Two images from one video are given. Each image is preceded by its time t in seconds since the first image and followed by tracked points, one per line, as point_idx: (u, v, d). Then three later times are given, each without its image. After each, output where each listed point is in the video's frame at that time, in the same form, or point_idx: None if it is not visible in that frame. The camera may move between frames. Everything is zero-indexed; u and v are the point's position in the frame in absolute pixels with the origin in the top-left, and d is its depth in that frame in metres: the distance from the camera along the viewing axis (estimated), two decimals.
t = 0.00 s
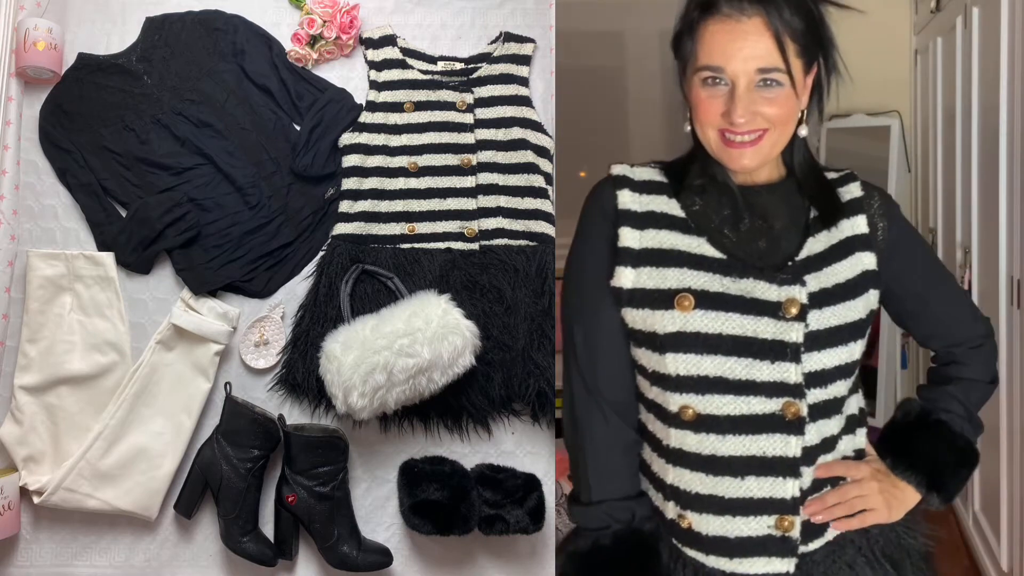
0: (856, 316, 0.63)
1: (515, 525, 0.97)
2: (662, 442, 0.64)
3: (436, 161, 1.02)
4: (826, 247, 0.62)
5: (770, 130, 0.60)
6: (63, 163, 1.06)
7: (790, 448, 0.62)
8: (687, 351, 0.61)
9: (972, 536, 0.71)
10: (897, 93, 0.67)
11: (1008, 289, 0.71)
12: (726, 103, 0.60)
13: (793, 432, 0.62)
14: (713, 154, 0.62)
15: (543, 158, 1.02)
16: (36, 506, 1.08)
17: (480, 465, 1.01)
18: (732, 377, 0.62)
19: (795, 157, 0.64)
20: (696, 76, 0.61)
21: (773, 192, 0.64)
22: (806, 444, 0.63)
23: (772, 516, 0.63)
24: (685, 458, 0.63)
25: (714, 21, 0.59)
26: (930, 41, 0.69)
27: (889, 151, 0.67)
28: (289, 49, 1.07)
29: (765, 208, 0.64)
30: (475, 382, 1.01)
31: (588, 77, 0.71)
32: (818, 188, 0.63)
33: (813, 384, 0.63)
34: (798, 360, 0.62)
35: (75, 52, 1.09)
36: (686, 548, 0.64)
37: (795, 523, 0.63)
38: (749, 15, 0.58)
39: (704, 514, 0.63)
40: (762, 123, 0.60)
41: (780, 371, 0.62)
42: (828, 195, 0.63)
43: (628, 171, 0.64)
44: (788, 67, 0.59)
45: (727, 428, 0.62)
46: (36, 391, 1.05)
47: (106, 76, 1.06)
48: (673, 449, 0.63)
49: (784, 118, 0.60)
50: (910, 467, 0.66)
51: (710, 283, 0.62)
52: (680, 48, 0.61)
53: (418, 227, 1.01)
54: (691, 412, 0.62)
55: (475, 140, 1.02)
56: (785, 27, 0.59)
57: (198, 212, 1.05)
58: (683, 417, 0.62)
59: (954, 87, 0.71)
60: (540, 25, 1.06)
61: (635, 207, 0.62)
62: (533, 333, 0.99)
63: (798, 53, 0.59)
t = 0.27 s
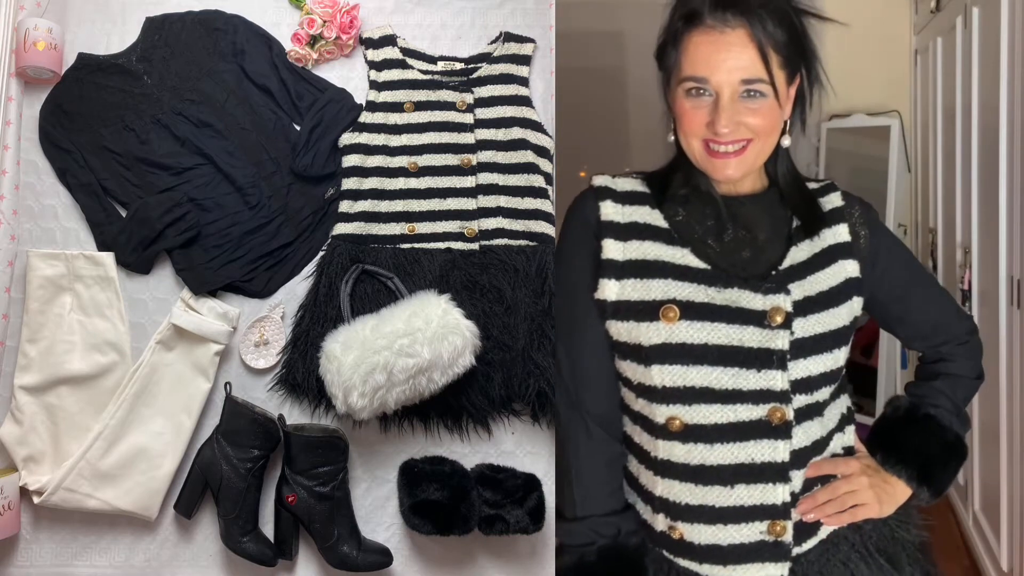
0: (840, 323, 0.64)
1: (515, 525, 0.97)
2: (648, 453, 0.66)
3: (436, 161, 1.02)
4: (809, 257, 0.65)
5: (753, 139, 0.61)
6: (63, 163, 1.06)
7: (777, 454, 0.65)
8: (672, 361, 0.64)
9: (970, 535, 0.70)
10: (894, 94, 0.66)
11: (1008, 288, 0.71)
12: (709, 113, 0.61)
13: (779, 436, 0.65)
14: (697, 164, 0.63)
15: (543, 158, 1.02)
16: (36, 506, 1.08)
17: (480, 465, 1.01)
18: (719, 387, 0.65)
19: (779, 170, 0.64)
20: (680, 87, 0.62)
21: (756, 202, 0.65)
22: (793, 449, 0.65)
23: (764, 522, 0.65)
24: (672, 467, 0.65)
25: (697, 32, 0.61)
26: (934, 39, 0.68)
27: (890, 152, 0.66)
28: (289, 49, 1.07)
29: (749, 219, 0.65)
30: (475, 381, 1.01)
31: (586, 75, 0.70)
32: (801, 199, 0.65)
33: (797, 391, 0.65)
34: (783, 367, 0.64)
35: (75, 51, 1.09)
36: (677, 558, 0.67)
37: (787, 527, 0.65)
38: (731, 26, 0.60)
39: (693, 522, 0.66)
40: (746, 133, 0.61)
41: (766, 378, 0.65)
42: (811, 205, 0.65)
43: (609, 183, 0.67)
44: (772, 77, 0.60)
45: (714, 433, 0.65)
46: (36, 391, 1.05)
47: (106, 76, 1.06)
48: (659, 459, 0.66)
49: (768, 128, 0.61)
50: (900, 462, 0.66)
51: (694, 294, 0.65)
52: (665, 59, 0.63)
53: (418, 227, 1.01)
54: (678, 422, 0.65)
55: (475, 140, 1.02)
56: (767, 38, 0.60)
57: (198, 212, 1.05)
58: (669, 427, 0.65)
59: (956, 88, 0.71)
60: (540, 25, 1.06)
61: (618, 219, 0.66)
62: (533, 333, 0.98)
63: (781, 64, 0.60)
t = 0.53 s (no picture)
0: (847, 321, 0.64)
1: (515, 525, 0.97)
2: (658, 452, 0.67)
3: (436, 161, 1.02)
4: (817, 255, 0.64)
5: (762, 129, 0.62)
6: (63, 163, 1.06)
7: (784, 455, 0.65)
8: (678, 364, 0.65)
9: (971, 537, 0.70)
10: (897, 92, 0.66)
11: (1007, 288, 0.71)
12: (717, 102, 0.63)
13: (787, 438, 0.64)
14: (705, 155, 0.64)
15: (543, 158, 1.02)
16: (36, 506, 1.08)
17: (480, 465, 1.01)
18: (723, 389, 0.65)
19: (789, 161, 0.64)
20: (688, 77, 0.64)
21: (764, 199, 0.65)
22: (800, 450, 0.65)
23: (771, 524, 0.66)
24: (681, 467, 0.66)
25: (704, 22, 0.63)
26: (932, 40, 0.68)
27: (890, 152, 0.66)
28: (289, 49, 1.07)
29: (757, 217, 0.65)
30: (475, 382, 1.01)
31: (587, 77, 0.71)
32: (812, 195, 0.64)
33: (803, 392, 0.64)
34: (788, 368, 0.64)
35: (75, 51, 1.09)
36: (685, 557, 0.67)
37: (795, 530, 0.65)
38: (738, 15, 0.62)
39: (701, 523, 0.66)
40: (754, 122, 0.62)
41: (771, 380, 0.64)
42: (820, 202, 0.64)
43: (617, 185, 0.66)
44: (778, 65, 0.62)
45: (722, 433, 0.65)
46: (36, 391, 1.05)
47: (106, 76, 1.06)
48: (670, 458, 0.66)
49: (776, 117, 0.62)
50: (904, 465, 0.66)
51: (698, 297, 0.65)
52: (673, 52, 0.64)
53: (418, 227, 1.01)
54: (685, 422, 0.65)
55: (475, 140, 1.02)
56: (775, 27, 0.61)
57: (198, 212, 1.05)
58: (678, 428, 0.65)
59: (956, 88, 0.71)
60: (540, 25, 1.06)
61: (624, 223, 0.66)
62: (533, 333, 0.98)
63: (788, 54, 0.62)
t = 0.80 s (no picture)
0: (876, 315, 0.63)
1: (515, 525, 0.97)
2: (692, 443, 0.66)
3: (436, 161, 1.02)
4: (847, 246, 0.64)
5: (790, 106, 0.62)
6: (62, 163, 1.06)
7: (811, 451, 0.64)
8: (701, 359, 0.64)
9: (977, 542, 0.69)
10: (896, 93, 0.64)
11: (1008, 288, 0.71)
12: (744, 79, 0.62)
13: (812, 434, 0.64)
14: (733, 136, 0.63)
15: (543, 158, 1.02)
16: (36, 506, 1.08)
17: (481, 465, 1.01)
18: (746, 383, 0.64)
19: (818, 142, 0.63)
20: (716, 55, 0.64)
21: (795, 188, 0.64)
22: (827, 446, 0.64)
23: (798, 516, 0.65)
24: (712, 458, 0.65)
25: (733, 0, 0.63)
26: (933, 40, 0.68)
27: (890, 150, 0.65)
28: (289, 49, 1.07)
29: (783, 207, 0.65)
30: (475, 382, 1.01)
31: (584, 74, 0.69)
32: (842, 182, 0.63)
33: (829, 388, 0.64)
34: (810, 363, 0.63)
35: (75, 52, 1.09)
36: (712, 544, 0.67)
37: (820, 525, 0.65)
38: None
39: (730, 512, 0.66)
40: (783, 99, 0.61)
41: (793, 374, 0.64)
42: (854, 192, 0.64)
43: (649, 185, 0.66)
44: (807, 41, 0.62)
45: (748, 427, 0.65)
46: (36, 391, 1.05)
47: (106, 76, 1.06)
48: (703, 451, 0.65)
49: (804, 96, 0.62)
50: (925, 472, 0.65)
51: (720, 292, 0.65)
52: (699, 33, 0.64)
53: (418, 227, 1.01)
54: (714, 414, 0.65)
55: (475, 140, 1.02)
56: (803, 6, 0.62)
57: (198, 212, 1.05)
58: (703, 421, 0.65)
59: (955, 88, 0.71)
60: (540, 25, 1.06)
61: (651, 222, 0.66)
62: (533, 333, 0.99)
63: (817, 32, 0.62)
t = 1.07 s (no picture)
0: (895, 322, 0.61)
1: (515, 525, 0.97)
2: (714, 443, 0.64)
3: (436, 161, 1.02)
4: (871, 250, 0.61)
5: (816, 105, 0.60)
6: (63, 163, 1.06)
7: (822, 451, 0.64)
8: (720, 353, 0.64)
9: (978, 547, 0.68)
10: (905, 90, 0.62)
11: (1008, 288, 0.70)
12: (772, 78, 0.61)
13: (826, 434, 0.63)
14: (761, 135, 0.62)
15: (543, 158, 1.02)
16: (36, 506, 1.08)
17: (481, 464, 1.02)
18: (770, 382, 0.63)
19: (848, 143, 0.60)
20: (746, 54, 0.63)
21: (825, 191, 0.63)
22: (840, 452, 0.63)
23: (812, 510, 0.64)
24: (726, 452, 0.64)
25: None
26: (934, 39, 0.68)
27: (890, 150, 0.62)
28: (289, 49, 1.07)
29: (808, 209, 0.63)
30: (475, 381, 1.01)
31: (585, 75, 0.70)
32: (869, 187, 0.62)
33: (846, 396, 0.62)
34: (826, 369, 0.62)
35: (75, 52, 1.09)
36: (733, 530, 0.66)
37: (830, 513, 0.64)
38: None
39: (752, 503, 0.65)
40: (808, 98, 0.60)
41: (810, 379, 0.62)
42: (882, 196, 0.62)
43: (687, 181, 0.65)
44: (835, 40, 0.60)
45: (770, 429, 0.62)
46: (36, 391, 1.05)
47: (106, 76, 1.06)
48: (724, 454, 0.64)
49: (832, 94, 0.59)
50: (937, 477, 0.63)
51: (745, 287, 0.64)
52: (730, 33, 0.64)
53: (418, 227, 1.01)
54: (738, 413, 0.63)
55: (475, 140, 1.02)
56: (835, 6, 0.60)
57: (198, 212, 1.05)
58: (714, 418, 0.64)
59: (955, 88, 0.71)
60: (540, 25, 1.06)
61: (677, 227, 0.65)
62: (533, 333, 0.98)
63: (845, 32, 0.60)
